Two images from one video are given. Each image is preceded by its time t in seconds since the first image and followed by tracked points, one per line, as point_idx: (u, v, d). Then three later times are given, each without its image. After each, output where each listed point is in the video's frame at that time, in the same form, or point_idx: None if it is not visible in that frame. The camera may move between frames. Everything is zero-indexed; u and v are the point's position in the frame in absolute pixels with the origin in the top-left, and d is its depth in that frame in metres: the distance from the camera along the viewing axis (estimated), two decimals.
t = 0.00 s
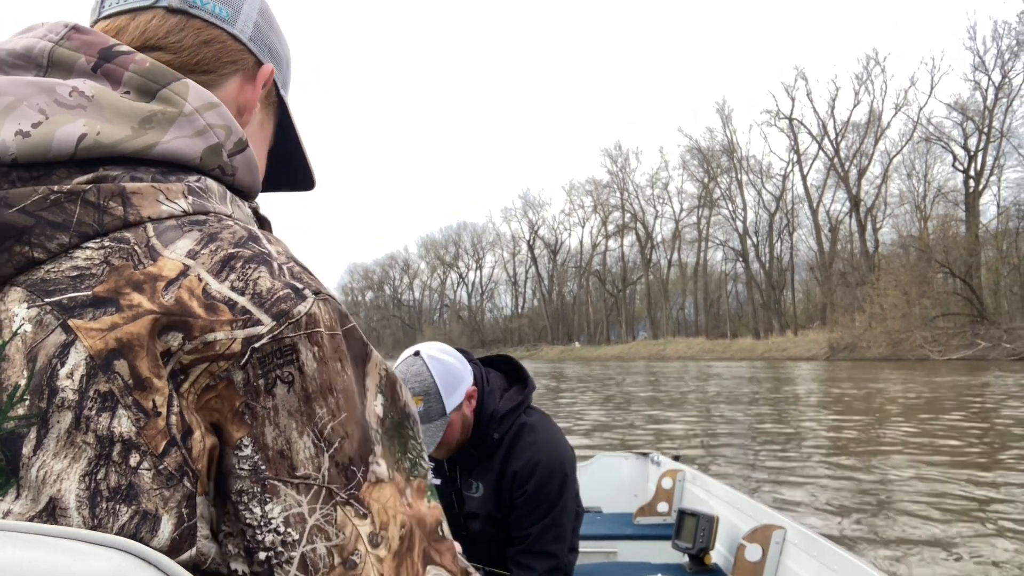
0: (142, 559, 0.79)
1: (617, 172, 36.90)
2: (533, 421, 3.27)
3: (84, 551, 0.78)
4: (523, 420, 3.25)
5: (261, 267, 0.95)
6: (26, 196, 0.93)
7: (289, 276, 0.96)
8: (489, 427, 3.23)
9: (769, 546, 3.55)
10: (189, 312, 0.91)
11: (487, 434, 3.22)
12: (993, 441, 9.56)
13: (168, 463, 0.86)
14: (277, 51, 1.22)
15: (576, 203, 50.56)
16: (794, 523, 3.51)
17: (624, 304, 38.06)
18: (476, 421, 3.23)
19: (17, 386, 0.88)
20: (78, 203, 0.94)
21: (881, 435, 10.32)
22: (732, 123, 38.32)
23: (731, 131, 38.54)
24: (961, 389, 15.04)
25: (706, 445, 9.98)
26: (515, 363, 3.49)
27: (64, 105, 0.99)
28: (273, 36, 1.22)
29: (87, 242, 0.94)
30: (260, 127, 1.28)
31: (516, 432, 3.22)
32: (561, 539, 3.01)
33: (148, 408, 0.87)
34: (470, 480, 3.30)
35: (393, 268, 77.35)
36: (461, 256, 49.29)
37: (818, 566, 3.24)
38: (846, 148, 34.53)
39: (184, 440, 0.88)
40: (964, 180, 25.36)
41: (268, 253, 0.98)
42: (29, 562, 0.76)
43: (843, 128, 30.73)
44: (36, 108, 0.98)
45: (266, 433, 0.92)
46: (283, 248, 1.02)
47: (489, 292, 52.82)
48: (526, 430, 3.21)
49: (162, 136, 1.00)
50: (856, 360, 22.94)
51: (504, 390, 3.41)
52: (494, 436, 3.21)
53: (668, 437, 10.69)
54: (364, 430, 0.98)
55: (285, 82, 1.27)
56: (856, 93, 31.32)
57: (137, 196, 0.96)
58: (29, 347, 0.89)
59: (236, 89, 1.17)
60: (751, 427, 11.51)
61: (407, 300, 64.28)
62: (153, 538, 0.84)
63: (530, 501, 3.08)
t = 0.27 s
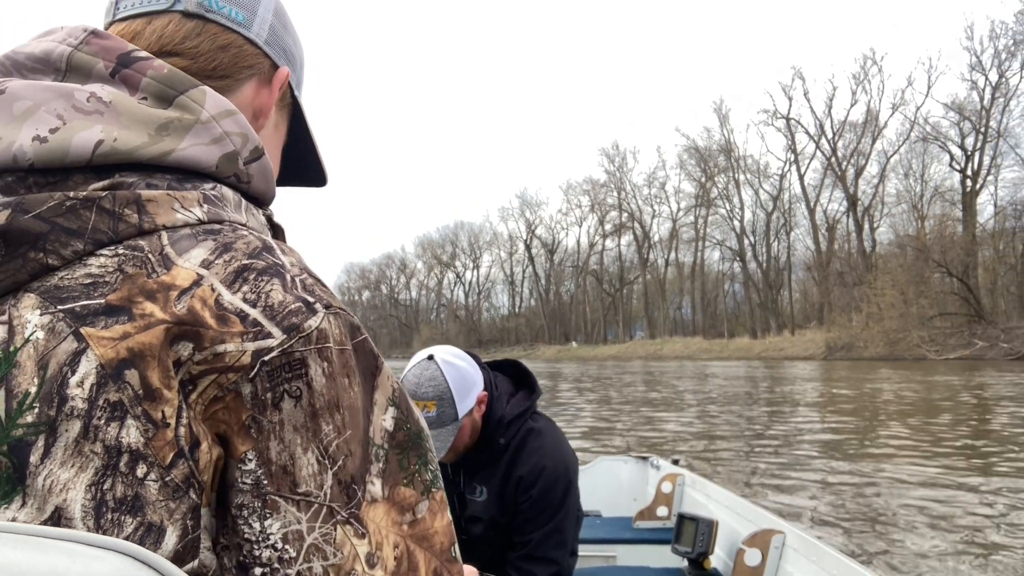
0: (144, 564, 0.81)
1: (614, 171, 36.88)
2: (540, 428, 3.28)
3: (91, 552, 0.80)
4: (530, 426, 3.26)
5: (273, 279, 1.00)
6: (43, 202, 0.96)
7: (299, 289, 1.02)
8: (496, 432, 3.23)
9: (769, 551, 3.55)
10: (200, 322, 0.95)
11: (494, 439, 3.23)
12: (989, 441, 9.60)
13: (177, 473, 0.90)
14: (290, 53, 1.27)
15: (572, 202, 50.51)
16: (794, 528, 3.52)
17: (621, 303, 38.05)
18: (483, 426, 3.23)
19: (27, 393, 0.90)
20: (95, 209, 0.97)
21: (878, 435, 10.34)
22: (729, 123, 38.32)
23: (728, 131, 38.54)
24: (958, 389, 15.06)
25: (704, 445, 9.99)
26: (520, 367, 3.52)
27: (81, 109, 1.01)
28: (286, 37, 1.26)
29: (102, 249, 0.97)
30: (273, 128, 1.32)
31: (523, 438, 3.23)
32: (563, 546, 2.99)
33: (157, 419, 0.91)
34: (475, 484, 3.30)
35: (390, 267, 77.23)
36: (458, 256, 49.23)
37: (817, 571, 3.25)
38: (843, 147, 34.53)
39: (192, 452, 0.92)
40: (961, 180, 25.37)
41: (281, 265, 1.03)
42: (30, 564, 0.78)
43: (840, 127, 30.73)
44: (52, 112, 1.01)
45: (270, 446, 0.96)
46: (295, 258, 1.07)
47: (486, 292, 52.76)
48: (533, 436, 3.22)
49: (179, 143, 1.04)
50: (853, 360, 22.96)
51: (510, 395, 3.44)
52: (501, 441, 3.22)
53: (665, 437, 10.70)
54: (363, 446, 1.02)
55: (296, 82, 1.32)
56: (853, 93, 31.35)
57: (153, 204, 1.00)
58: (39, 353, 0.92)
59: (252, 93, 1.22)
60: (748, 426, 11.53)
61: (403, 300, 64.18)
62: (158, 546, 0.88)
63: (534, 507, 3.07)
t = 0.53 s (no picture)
0: (142, 563, 0.80)
1: (611, 171, 36.89)
2: (540, 429, 3.28)
3: (87, 551, 0.79)
4: (530, 426, 3.26)
5: (274, 282, 1.00)
6: (45, 203, 0.96)
7: (300, 290, 1.01)
8: (496, 433, 3.23)
9: (769, 555, 3.53)
10: (201, 324, 0.94)
11: (495, 440, 3.22)
12: (985, 440, 9.61)
13: (175, 475, 0.89)
14: (294, 55, 1.29)
15: (569, 202, 50.52)
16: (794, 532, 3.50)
17: (618, 303, 38.08)
18: (485, 428, 3.24)
19: (27, 394, 0.90)
20: (96, 210, 0.97)
21: (874, 434, 10.36)
22: (726, 122, 38.35)
23: (725, 131, 38.61)
24: (955, 388, 15.09)
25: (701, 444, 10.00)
26: (519, 368, 3.50)
27: (85, 111, 1.02)
28: (291, 40, 1.28)
29: (102, 249, 0.97)
30: (277, 131, 1.33)
31: (523, 438, 3.23)
32: (566, 545, 2.97)
33: (156, 420, 0.90)
34: (476, 486, 3.29)
35: (387, 267, 77.18)
36: (455, 255, 49.23)
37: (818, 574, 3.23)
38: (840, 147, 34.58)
39: (190, 455, 0.91)
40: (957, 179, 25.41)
41: (281, 268, 1.03)
42: (26, 565, 0.77)
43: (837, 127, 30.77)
44: (56, 113, 1.01)
45: (267, 450, 0.95)
46: (296, 262, 1.06)
47: (482, 291, 52.74)
48: (532, 436, 3.22)
49: (181, 145, 1.04)
50: (851, 359, 23.04)
51: (510, 396, 3.42)
52: (501, 442, 3.21)
53: (663, 437, 10.70)
54: (363, 449, 1.01)
55: (301, 85, 1.33)
56: (850, 93, 31.44)
57: (155, 206, 1.00)
58: (41, 354, 0.92)
59: (256, 95, 1.23)
60: (744, 426, 11.55)
61: (400, 300, 64.15)
62: (157, 549, 0.87)
63: (536, 505, 3.07)
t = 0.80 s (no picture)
0: (146, 565, 0.82)
1: (609, 171, 36.90)
2: (540, 429, 3.27)
3: (94, 554, 0.81)
4: (530, 424, 3.26)
5: (279, 285, 1.02)
6: (51, 206, 0.98)
7: (305, 295, 1.04)
8: (495, 432, 3.23)
9: (770, 554, 3.55)
10: (207, 327, 0.97)
11: (494, 439, 3.22)
12: (982, 440, 9.64)
13: (183, 479, 0.92)
14: (300, 61, 1.31)
15: (567, 202, 50.49)
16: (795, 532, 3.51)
17: (616, 303, 38.11)
18: (484, 427, 3.23)
19: (34, 397, 0.92)
20: (102, 214, 1.00)
21: (871, 434, 10.39)
22: (724, 123, 38.37)
23: (723, 131, 38.66)
24: (952, 389, 15.13)
25: (698, 444, 10.02)
26: (519, 367, 3.50)
27: (91, 115, 1.04)
28: (297, 46, 1.31)
29: (109, 252, 0.99)
30: (283, 135, 1.36)
31: (522, 437, 3.23)
32: (564, 542, 2.98)
33: (163, 424, 0.92)
34: (475, 485, 3.29)
35: (384, 267, 77.11)
36: (453, 255, 49.25)
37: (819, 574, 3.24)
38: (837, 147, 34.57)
39: (197, 457, 0.93)
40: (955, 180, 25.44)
41: (286, 271, 1.05)
42: (31, 566, 0.79)
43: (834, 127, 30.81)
44: (63, 117, 1.04)
45: (274, 453, 0.97)
46: (301, 266, 1.09)
47: (480, 291, 52.70)
48: (532, 435, 3.22)
49: (186, 149, 1.07)
50: (848, 359, 23.06)
51: (509, 395, 3.41)
52: (500, 440, 3.22)
53: (660, 436, 10.73)
54: (368, 453, 1.03)
55: (306, 91, 1.36)
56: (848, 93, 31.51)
57: (160, 209, 1.03)
58: (47, 356, 0.94)
59: (261, 100, 1.26)
60: (742, 425, 11.57)
61: (398, 300, 64.09)
62: (163, 551, 0.89)
63: (534, 504, 3.07)
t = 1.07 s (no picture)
0: (147, 564, 0.81)
1: (606, 171, 36.91)
2: (538, 428, 3.27)
3: (96, 555, 0.80)
4: (528, 423, 3.26)
5: (282, 286, 1.02)
6: (54, 208, 0.98)
7: (307, 296, 1.03)
8: (494, 431, 3.22)
9: (770, 549, 3.55)
10: (209, 328, 0.96)
11: (492, 438, 3.21)
12: (979, 440, 9.67)
13: (184, 479, 0.91)
14: (304, 64, 1.31)
15: (564, 202, 50.49)
16: (795, 526, 3.52)
17: (613, 303, 38.14)
18: (482, 427, 3.21)
19: (37, 397, 0.91)
20: (105, 215, 0.99)
21: (869, 434, 10.41)
22: (721, 123, 38.40)
23: (720, 131, 38.64)
24: (949, 389, 15.15)
25: (696, 444, 10.03)
26: (517, 367, 3.48)
27: (93, 118, 1.04)
28: (300, 49, 1.30)
29: (111, 254, 0.99)
30: (285, 138, 1.35)
31: (521, 436, 3.23)
32: (565, 540, 3.01)
33: (165, 423, 0.92)
34: (475, 484, 3.28)
35: (381, 267, 77.02)
36: (449, 256, 49.16)
37: (819, 569, 3.25)
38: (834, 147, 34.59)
39: (198, 456, 0.93)
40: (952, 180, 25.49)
41: (288, 272, 1.05)
42: (31, 565, 0.78)
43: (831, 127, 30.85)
44: (66, 120, 1.03)
45: (275, 452, 0.97)
46: (303, 267, 1.08)
47: (477, 292, 52.68)
48: (531, 434, 3.21)
49: (188, 150, 1.06)
50: (846, 360, 23.11)
51: (507, 394, 3.40)
52: (499, 440, 3.21)
53: (658, 436, 10.73)
54: (369, 453, 1.03)
55: (309, 93, 1.35)
56: (845, 93, 31.48)
57: (163, 210, 1.02)
58: (49, 357, 0.93)
59: (264, 103, 1.25)
60: (739, 426, 11.58)
61: (395, 300, 64.04)
62: (166, 550, 0.88)
63: (534, 503, 3.09)
